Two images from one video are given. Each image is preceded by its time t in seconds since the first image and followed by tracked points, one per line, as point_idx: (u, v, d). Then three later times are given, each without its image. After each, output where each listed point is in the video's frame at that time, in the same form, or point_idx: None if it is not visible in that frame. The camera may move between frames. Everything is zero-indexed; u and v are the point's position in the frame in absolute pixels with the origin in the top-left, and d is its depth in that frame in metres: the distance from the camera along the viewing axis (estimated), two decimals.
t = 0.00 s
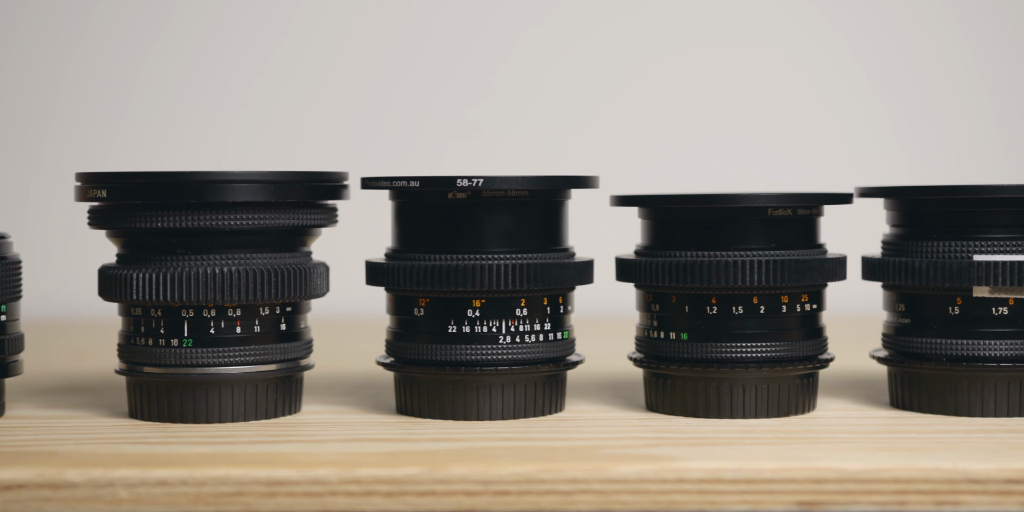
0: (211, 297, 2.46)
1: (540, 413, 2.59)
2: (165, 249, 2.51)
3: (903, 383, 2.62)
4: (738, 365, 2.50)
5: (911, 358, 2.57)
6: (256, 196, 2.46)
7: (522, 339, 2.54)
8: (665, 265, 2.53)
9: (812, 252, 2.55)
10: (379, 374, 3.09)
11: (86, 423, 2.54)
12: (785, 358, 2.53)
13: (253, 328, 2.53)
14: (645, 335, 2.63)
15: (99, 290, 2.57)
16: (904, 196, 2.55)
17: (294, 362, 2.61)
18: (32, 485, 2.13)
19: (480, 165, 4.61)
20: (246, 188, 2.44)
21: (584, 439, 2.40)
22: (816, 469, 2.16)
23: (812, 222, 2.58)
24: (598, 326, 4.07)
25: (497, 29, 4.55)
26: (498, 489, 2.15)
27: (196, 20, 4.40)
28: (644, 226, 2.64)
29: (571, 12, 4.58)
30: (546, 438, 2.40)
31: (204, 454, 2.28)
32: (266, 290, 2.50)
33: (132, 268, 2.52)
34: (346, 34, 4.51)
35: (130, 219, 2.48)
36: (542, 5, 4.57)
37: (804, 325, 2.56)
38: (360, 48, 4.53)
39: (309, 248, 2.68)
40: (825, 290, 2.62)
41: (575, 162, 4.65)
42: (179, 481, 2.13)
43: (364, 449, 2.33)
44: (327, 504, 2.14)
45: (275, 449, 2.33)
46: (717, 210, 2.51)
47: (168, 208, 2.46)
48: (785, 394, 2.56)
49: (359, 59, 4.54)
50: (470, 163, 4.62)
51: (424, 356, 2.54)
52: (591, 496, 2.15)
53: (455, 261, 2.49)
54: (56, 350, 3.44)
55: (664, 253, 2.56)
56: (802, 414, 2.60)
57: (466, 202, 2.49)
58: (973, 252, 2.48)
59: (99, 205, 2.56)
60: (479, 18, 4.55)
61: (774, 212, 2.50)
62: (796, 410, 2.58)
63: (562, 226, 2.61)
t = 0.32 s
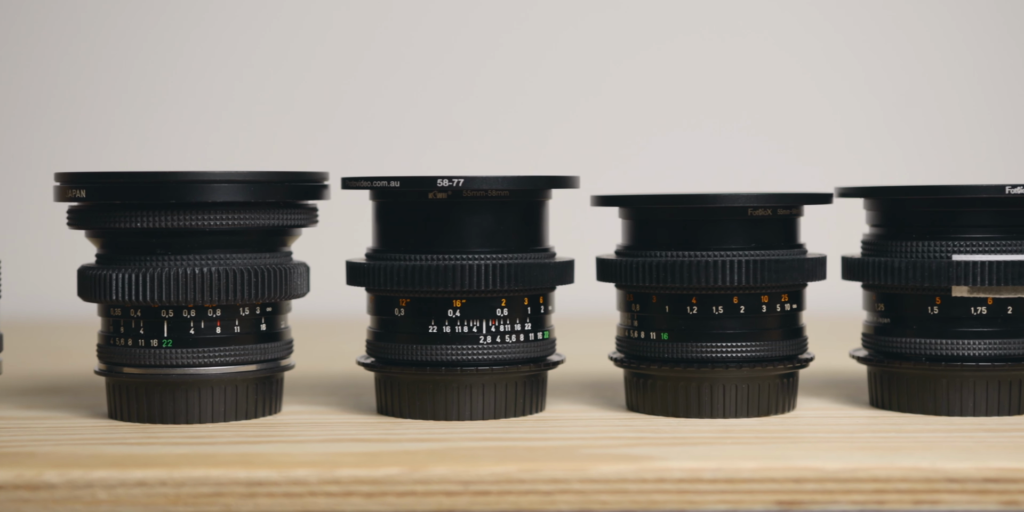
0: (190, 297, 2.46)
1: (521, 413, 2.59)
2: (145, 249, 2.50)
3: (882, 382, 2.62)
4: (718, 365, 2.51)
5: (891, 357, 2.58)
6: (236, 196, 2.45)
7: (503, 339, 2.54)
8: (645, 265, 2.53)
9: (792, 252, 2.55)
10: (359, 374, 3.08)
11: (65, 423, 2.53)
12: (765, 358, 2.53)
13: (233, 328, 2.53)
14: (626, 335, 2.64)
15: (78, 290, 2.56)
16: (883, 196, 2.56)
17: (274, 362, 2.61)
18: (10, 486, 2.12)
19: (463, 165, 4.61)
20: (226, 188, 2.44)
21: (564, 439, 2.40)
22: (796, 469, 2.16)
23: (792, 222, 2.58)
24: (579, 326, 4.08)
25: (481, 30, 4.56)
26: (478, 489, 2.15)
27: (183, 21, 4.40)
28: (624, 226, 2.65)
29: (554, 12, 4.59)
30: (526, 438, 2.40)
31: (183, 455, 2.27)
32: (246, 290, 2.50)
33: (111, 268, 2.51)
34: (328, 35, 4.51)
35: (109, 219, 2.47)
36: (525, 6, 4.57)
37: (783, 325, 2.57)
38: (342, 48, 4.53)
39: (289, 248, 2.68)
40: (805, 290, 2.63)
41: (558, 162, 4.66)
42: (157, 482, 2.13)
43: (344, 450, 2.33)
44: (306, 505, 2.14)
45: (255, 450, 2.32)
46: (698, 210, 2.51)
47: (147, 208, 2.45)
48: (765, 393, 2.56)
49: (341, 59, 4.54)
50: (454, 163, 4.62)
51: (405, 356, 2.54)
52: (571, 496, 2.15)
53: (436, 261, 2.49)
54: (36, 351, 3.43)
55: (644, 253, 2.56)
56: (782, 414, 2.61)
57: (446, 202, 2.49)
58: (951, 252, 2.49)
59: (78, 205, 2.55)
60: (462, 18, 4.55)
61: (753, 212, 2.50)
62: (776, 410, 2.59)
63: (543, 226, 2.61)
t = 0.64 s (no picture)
0: (169, 297, 2.45)
1: (501, 413, 2.59)
2: (123, 250, 2.50)
3: (862, 382, 2.63)
4: (697, 365, 2.51)
5: (870, 357, 2.58)
6: (215, 196, 2.45)
7: (483, 339, 2.54)
8: (625, 265, 2.53)
9: (771, 252, 2.56)
10: (339, 375, 3.08)
11: (43, 424, 2.52)
12: (744, 358, 2.54)
13: (212, 329, 2.52)
14: (606, 335, 2.64)
15: (56, 291, 2.55)
16: (862, 196, 2.57)
17: (254, 362, 2.60)
18: None
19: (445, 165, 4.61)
20: (205, 188, 2.43)
21: (544, 439, 2.40)
22: (775, 468, 2.16)
23: (771, 222, 2.59)
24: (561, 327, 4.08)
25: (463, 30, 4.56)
26: (457, 490, 2.14)
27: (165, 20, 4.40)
28: (605, 226, 2.65)
29: (537, 13, 4.59)
30: (505, 438, 2.40)
31: (162, 456, 2.27)
32: (225, 290, 2.49)
33: (90, 268, 2.50)
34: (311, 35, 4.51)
35: (88, 220, 2.46)
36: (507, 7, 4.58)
37: (763, 325, 2.57)
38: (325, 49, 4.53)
39: (269, 248, 2.67)
40: (785, 289, 2.63)
41: (541, 163, 4.66)
42: (135, 483, 2.12)
43: (323, 450, 2.32)
44: (285, 505, 2.13)
45: (234, 451, 2.32)
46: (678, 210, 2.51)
47: (125, 208, 2.44)
48: (744, 393, 2.57)
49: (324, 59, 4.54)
50: (436, 163, 4.62)
51: (384, 356, 2.53)
52: (550, 496, 2.14)
53: (416, 261, 2.49)
54: (15, 352, 3.42)
55: (624, 254, 2.57)
56: (761, 413, 2.61)
57: (426, 203, 2.49)
58: (930, 252, 2.50)
59: (56, 205, 2.54)
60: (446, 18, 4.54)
61: (733, 212, 2.51)
62: (756, 409, 2.59)
63: (523, 226, 2.61)
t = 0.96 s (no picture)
0: (148, 298, 2.45)
1: (481, 413, 2.59)
2: (102, 250, 2.49)
3: (840, 382, 2.64)
4: (677, 365, 2.52)
5: (849, 357, 2.59)
6: (194, 197, 2.44)
7: (463, 339, 2.54)
8: (605, 265, 2.53)
9: (750, 252, 2.56)
10: (319, 375, 3.08)
11: (21, 425, 2.51)
12: (723, 358, 2.54)
13: (191, 329, 2.52)
14: (585, 335, 2.64)
15: (35, 291, 2.54)
16: (841, 196, 2.57)
17: (233, 363, 2.60)
18: None
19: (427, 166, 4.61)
20: (184, 188, 2.43)
21: (523, 440, 2.40)
22: (754, 468, 2.16)
23: (751, 222, 2.59)
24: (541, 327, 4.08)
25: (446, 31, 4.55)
26: (436, 490, 2.14)
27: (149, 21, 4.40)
28: (585, 226, 2.65)
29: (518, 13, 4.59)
30: (485, 438, 2.40)
31: (140, 457, 2.26)
32: (205, 290, 2.49)
33: (68, 269, 2.50)
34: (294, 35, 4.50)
35: (66, 220, 2.45)
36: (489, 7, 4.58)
37: (742, 325, 2.58)
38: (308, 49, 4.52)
39: (248, 249, 2.67)
40: (764, 289, 2.64)
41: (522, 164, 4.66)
42: (113, 484, 2.11)
43: (302, 451, 2.32)
44: (264, 506, 2.13)
45: (213, 451, 2.31)
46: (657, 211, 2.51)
47: (104, 209, 2.44)
48: (723, 393, 2.57)
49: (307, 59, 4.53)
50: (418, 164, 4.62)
51: (364, 357, 2.53)
52: (530, 496, 2.14)
53: (396, 261, 2.48)
54: None
55: (604, 254, 2.57)
56: (740, 413, 2.62)
57: (406, 203, 2.49)
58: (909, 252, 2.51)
59: (34, 206, 2.54)
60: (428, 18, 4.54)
61: (712, 212, 2.51)
62: (735, 409, 2.60)
63: (502, 227, 2.61)
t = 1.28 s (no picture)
0: (126, 298, 2.44)
1: (460, 413, 2.59)
2: (80, 250, 2.48)
3: (820, 382, 2.64)
4: (657, 365, 2.52)
5: (829, 356, 2.59)
6: (173, 197, 2.43)
7: (443, 339, 2.53)
8: (585, 265, 2.54)
9: (730, 252, 2.57)
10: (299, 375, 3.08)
11: None
12: (703, 358, 2.55)
13: (170, 330, 2.51)
14: (566, 335, 2.65)
15: (13, 292, 2.53)
16: (821, 196, 2.58)
17: (213, 363, 2.59)
18: None
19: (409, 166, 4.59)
20: (163, 189, 2.42)
21: (502, 440, 2.40)
22: (733, 468, 2.17)
23: (730, 222, 2.60)
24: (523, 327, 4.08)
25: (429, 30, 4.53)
26: (416, 490, 2.14)
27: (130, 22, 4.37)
28: (565, 226, 2.65)
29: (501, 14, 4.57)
30: (464, 438, 2.40)
31: (119, 458, 2.25)
32: (184, 291, 2.48)
33: (47, 269, 2.49)
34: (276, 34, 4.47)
35: (45, 220, 2.44)
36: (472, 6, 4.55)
37: (722, 324, 2.58)
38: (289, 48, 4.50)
39: (228, 249, 2.66)
40: (744, 289, 2.65)
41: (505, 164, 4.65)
42: (92, 485, 2.11)
43: (281, 451, 2.31)
44: (243, 506, 2.12)
45: (192, 452, 2.31)
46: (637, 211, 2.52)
47: (83, 209, 2.43)
48: (703, 392, 2.58)
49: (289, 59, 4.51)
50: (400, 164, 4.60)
51: (344, 357, 2.53)
52: (509, 496, 2.14)
53: (375, 262, 2.48)
54: None
55: (584, 254, 2.57)
56: (720, 413, 2.62)
57: (385, 203, 2.49)
58: (888, 252, 2.52)
59: (13, 206, 2.53)
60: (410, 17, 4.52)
61: (692, 212, 2.52)
62: (715, 409, 2.60)
63: (482, 227, 2.61)
